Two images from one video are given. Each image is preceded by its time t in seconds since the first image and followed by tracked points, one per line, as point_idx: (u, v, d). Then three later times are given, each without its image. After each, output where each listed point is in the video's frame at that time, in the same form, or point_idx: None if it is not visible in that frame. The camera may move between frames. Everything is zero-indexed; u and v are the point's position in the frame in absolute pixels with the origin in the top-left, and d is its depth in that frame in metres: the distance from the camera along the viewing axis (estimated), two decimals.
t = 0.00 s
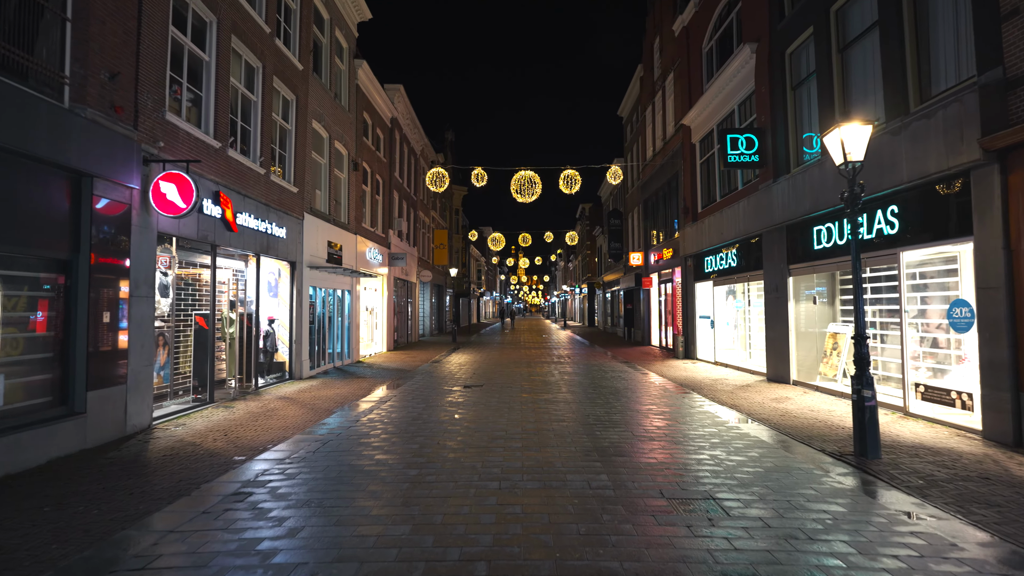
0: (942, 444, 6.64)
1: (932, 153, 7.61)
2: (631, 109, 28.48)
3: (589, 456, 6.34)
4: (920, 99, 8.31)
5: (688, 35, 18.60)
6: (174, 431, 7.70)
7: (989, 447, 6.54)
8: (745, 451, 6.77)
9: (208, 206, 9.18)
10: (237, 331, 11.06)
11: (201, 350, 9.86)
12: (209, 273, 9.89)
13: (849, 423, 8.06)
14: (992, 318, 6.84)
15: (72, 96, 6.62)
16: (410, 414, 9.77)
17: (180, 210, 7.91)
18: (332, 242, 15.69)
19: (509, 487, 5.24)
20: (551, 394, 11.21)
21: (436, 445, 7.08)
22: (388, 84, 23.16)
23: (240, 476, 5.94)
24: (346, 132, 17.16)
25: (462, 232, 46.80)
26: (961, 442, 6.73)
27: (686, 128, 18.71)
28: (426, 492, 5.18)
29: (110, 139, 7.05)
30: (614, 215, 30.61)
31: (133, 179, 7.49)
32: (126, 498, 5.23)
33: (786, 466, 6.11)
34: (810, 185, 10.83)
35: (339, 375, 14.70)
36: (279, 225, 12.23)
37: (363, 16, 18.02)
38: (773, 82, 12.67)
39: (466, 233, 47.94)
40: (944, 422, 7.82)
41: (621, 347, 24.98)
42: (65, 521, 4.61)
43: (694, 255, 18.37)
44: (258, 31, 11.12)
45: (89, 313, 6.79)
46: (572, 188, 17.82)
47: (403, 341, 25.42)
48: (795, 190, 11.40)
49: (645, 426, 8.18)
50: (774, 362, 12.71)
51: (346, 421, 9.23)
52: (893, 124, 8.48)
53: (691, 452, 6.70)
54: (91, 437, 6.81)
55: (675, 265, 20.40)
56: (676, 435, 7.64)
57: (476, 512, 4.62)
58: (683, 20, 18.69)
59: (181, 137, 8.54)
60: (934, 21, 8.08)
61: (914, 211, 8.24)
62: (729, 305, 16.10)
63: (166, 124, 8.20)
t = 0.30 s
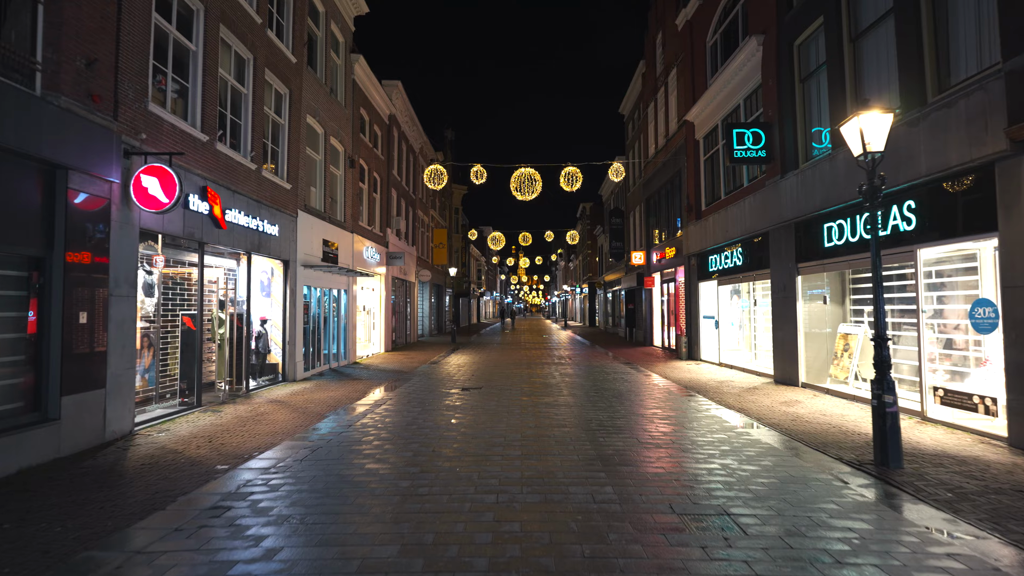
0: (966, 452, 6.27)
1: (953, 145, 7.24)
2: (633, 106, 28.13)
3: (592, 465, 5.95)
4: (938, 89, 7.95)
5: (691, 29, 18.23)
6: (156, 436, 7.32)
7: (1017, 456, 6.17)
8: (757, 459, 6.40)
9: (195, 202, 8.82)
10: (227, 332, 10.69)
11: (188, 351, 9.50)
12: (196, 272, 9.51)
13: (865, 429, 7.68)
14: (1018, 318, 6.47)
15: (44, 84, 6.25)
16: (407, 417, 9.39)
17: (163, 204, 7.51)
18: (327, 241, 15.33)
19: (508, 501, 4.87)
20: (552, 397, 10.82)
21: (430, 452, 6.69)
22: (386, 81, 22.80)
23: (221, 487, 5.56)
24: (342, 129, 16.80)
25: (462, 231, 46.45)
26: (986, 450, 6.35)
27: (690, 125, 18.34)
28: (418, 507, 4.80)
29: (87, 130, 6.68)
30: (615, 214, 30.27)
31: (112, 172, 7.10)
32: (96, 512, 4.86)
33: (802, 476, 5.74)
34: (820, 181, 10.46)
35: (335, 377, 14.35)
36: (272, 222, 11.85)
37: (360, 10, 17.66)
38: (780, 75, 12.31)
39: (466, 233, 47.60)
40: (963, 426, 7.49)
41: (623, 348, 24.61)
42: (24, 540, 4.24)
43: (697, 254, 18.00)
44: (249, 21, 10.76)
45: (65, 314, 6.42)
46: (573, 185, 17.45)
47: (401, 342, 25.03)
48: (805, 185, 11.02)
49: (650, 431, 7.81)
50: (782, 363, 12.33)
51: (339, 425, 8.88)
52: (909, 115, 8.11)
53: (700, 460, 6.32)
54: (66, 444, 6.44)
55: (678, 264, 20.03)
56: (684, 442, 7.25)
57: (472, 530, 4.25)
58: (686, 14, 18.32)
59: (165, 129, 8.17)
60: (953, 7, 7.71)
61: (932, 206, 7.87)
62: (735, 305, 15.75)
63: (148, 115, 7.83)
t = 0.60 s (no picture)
0: (998, 462, 5.88)
1: (980, 136, 6.85)
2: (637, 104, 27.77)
3: (599, 477, 5.57)
4: (962, 78, 7.55)
5: (697, 23, 17.83)
6: (139, 444, 6.98)
7: None
8: (774, 470, 6.01)
9: (184, 199, 8.49)
10: (220, 333, 10.35)
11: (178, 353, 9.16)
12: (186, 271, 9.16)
13: (886, 436, 7.27)
14: None
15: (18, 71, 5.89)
16: (404, 422, 9.01)
17: (147, 199, 7.25)
18: (325, 239, 14.97)
19: (509, 518, 4.50)
20: (555, 400, 10.43)
21: (427, 461, 6.31)
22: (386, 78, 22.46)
23: (201, 501, 5.19)
24: (340, 126, 16.48)
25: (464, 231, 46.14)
26: (1019, 460, 5.95)
27: (696, 121, 17.94)
28: (410, 524, 4.42)
29: (64, 121, 6.33)
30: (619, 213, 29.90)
31: (93, 166, 6.76)
32: (64, 528, 4.51)
33: (824, 489, 5.35)
34: (834, 176, 10.06)
35: (332, 379, 14.02)
36: (266, 220, 11.49)
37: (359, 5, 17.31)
38: (791, 68, 11.92)
39: (467, 233, 47.22)
40: (989, 434, 7.07)
41: (627, 349, 24.19)
42: None
43: (703, 253, 17.60)
44: (242, 12, 10.42)
45: (39, 314, 6.06)
46: (576, 183, 17.08)
47: (402, 343, 24.66)
48: (817, 181, 10.63)
49: (658, 438, 7.44)
50: (793, 365, 11.92)
51: (333, 430, 8.54)
52: (931, 106, 7.72)
53: (711, 470, 5.94)
54: (42, 453, 6.09)
55: (683, 264, 19.65)
56: (695, 450, 6.84)
57: (468, 552, 3.87)
58: (692, 8, 17.93)
59: (151, 122, 7.83)
60: None
61: (955, 201, 7.47)
62: (742, 305, 15.37)
63: (133, 107, 7.50)
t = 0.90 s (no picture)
0: None
1: (1009, 127, 6.47)
2: (639, 101, 27.38)
3: (604, 490, 5.18)
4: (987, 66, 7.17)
5: (702, 17, 17.45)
6: (118, 452, 6.60)
7: None
8: (791, 481, 5.63)
9: (169, 194, 8.14)
10: (209, 335, 9.98)
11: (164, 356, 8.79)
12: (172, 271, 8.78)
13: (907, 443, 6.88)
14: None
15: None
16: (399, 426, 8.62)
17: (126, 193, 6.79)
18: (320, 238, 14.60)
19: (508, 538, 4.12)
20: (557, 404, 10.04)
21: (422, 470, 5.94)
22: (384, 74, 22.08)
23: (178, 516, 4.80)
24: (337, 122, 16.11)
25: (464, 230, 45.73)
26: None
27: (700, 117, 17.56)
28: (401, 545, 4.05)
29: (37, 109, 5.97)
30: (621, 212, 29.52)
31: (69, 159, 6.40)
32: (23, 548, 4.13)
33: (848, 503, 4.97)
34: (847, 171, 9.69)
35: (328, 381, 13.65)
36: (258, 217, 11.12)
37: None
38: (801, 61, 11.54)
39: (467, 232, 46.81)
40: (1016, 442, 6.70)
41: (629, 350, 23.77)
42: None
43: (708, 252, 17.22)
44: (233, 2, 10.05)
45: (8, 316, 5.68)
46: (578, 181, 16.70)
47: (400, 344, 24.29)
48: (829, 177, 10.25)
49: (665, 445, 7.06)
50: (803, 367, 11.53)
51: (326, 436, 8.17)
52: (953, 96, 7.34)
53: (724, 481, 5.56)
54: (12, 463, 5.72)
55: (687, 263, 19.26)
56: (705, 459, 6.45)
57: None
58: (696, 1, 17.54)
59: (134, 113, 7.47)
60: None
61: (979, 196, 7.10)
62: (748, 306, 14.98)
63: (114, 97, 7.14)
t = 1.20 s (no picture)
0: None
1: None
2: (641, 98, 27.02)
3: (610, 502, 4.81)
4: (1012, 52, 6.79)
5: (706, 10, 17.07)
6: (94, 460, 6.24)
7: None
8: (809, 491, 5.25)
9: (152, 187, 7.79)
10: (199, 336, 9.62)
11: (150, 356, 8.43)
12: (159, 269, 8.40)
13: (929, 450, 6.50)
14: None
15: None
16: (393, 430, 8.25)
17: (103, 184, 6.48)
18: (316, 236, 14.25)
19: (505, 558, 3.75)
20: (558, 407, 9.66)
21: (415, 479, 5.57)
22: (383, 70, 21.73)
23: (150, 532, 4.44)
24: (333, 117, 15.76)
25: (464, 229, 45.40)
26: None
27: (705, 113, 17.19)
28: (387, 566, 3.68)
29: (6, 94, 5.62)
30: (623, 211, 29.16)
31: (42, 148, 6.04)
32: None
33: (874, 517, 4.59)
34: (860, 165, 9.32)
35: (323, 383, 13.29)
36: (248, 214, 10.76)
37: None
38: (811, 52, 11.16)
39: (468, 231, 46.45)
40: None
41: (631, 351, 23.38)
42: None
43: (713, 251, 16.84)
44: None
45: None
46: (580, 177, 16.31)
47: (399, 344, 23.93)
48: (841, 171, 9.88)
49: (671, 451, 6.68)
50: (813, 368, 11.15)
51: (316, 441, 7.79)
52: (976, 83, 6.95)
53: (736, 492, 5.18)
54: None
55: (691, 262, 18.89)
56: (714, 466, 6.08)
57: None
58: None
59: (114, 102, 7.12)
60: None
61: (1004, 189, 6.72)
62: (755, 305, 14.60)
63: (93, 85, 6.78)
